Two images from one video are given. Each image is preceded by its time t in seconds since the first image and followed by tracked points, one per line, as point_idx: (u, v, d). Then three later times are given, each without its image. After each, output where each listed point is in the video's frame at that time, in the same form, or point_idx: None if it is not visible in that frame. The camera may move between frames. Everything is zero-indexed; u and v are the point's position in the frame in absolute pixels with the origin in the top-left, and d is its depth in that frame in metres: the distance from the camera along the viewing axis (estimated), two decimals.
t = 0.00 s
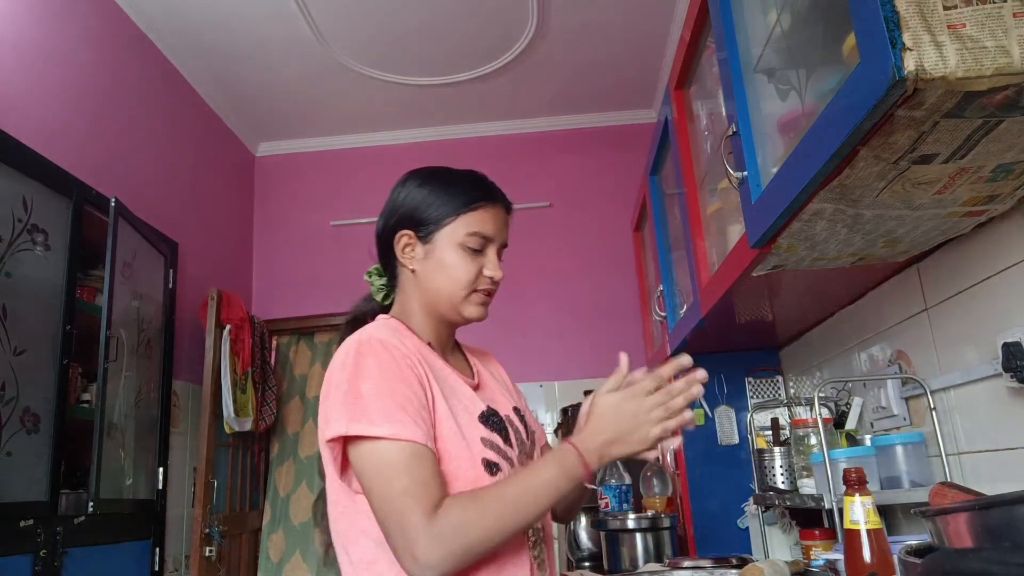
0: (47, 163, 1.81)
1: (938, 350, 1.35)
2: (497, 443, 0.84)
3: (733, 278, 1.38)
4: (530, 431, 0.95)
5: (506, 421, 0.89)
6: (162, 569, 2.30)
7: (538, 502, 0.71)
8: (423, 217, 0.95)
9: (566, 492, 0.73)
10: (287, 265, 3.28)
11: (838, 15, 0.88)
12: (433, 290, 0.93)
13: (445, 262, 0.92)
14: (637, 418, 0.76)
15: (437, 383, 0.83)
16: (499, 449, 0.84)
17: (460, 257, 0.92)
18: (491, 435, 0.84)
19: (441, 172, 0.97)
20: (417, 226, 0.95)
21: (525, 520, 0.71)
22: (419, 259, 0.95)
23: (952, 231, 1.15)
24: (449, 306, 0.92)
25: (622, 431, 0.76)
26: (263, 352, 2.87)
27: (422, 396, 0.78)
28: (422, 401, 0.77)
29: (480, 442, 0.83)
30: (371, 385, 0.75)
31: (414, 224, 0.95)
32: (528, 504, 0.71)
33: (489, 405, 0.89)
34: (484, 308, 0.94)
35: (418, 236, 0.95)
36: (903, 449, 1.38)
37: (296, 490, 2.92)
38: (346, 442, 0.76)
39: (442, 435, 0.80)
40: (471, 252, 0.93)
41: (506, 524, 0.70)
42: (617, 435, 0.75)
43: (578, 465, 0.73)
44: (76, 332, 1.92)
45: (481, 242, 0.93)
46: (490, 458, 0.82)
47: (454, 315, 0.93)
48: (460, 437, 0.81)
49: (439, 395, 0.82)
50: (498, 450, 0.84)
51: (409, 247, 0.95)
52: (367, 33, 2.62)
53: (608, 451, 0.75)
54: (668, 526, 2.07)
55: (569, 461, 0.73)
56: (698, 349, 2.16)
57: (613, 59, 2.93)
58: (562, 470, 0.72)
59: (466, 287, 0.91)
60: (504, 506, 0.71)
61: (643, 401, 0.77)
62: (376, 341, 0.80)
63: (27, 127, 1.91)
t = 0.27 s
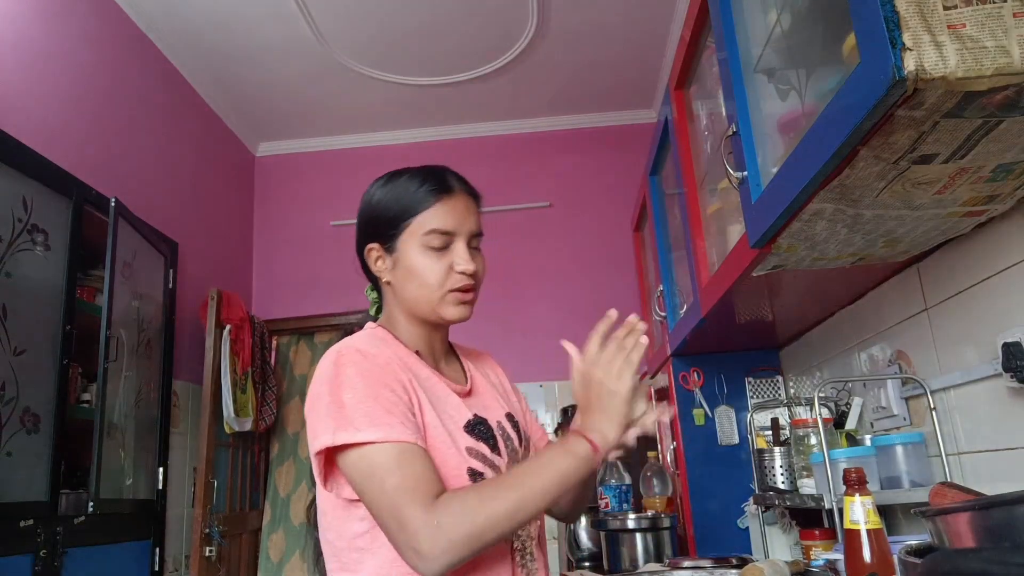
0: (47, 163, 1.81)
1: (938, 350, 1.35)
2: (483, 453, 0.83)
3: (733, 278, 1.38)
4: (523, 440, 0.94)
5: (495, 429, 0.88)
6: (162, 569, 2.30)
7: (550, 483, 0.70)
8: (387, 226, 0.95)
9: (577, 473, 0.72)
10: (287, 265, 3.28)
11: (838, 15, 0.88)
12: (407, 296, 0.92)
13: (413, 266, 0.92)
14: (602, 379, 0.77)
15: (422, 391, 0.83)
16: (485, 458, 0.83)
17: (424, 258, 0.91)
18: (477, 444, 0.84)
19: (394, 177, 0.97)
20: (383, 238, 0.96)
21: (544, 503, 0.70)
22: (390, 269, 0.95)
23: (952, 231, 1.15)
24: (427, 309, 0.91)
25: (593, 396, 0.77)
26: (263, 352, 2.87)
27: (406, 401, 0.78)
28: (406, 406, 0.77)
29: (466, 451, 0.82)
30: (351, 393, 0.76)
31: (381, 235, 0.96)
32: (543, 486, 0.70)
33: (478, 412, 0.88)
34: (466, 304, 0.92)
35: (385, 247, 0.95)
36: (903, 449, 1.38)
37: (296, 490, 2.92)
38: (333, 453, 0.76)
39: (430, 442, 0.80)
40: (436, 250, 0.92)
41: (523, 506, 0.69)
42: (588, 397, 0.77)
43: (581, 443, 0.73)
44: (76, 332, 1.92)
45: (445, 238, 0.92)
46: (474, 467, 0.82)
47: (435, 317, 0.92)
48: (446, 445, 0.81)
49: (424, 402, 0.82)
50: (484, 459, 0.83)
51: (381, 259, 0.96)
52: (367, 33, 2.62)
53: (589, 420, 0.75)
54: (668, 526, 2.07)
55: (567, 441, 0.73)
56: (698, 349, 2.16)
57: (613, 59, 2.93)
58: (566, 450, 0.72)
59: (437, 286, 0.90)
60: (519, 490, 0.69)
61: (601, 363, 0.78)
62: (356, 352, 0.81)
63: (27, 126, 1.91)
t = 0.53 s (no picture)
0: (47, 163, 1.81)
1: (938, 350, 1.35)
2: (464, 449, 0.82)
3: (733, 278, 1.38)
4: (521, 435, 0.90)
5: (484, 428, 0.86)
6: (162, 569, 2.30)
7: (485, 487, 0.69)
8: (356, 242, 0.98)
9: (514, 473, 0.70)
10: (287, 265, 3.28)
11: (838, 15, 0.88)
12: (389, 298, 0.94)
13: (384, 270, 0.93)
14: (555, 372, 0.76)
15: (398, 392, 0.83)
16: (466, 454, 0.81)
17: (392, 259, 0.93)
18: (461, 442, 0.82)
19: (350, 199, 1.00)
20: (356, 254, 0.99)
21: (481, 505, 0.70)
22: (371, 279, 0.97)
23: (952, 231, 1.15)
24: (409, 306, 0.92)
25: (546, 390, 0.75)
26: (263, 352, 2.87)
27: (375, 405, 0.79)
28: (375, 409, 0.78)
29: (441, 448, 0.81)
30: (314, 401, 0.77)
31: (355, 253, 0.98)
32: (478, 489, 0.69)
33: (466, 410, 0.86)
34: (447, 292, 0.92)
35: (361, 261, 0.98)
36: (903, 449, 1.38)
37: (296, 490, 2.92)
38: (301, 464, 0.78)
39: (404, 443, 0.80)
40: (402, 249, 0.93)
41: (454, 512, 0.69)
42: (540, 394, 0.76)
43: (522, 443, 0.71)
44: (76, 332, 1.92)
45: (406, 235, 0.94)
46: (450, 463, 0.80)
47: (420, 313, 0.92)
48: (421, 445, 0.80)
49: (398, 403, 0.82)
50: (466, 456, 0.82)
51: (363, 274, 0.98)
52: (367, 33, 2.62)
53: (536, 417, 0.74)
54: (668, 526, 2.07)
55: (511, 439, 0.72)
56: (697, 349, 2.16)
57: (613, 59, 2.93)
58: (507, 451, 0.71)
59: (410, 282, 0.91)
60: (452, 494, 0.69)
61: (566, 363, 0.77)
62: (326, 361, 0.82)
63: (27, 126, 1.91)
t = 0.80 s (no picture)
0: (47, 163, 1.81)
1: (938, 350, 1.35)
2: (452, 445, 0.82)
3: (733, 277, 1.38)
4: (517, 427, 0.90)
5: (475, 421, 0.85)
6: (162, 569, 2.30)
7: (464, 492, 0.70)
8: (345, 252, 0.99)
9: (492, 475, 0.71)
10: (287, 265, 3.28)
11: (838, 15, 0.88)
12: (379, 301, 0.94)
13: (371, 275, 0.94)
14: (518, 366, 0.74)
15: (383, 393, 0.83)
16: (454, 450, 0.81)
17: (377, 263, 0.94)
18: (450, 440, 0.82)
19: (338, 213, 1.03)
20: (348, 264, 1.00)
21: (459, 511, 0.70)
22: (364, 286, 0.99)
23: (952, 231, 1.15)
24: (398, 307, 0.92)
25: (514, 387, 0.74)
26: (263, 352, 2.87)
27: (362, 409, 0.79)
28: (359, 414, 0.78)
29: (428, 446, 0.81)
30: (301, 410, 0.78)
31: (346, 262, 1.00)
32: (457, 494, 0.70)
33: (457, 406, 0.86)
34: (434, 289, 0.92)
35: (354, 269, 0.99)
36: (903, 449, 1.38)
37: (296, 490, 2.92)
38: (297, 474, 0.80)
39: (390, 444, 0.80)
40: (386, 252, 0.94)
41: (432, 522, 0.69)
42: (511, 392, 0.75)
43: (498, 442, 0.71)
44: (76, 332, 1.92)
45: (390, 238, 0.94)
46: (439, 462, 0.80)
47: (409, 313, 0.92)
48: (407, 444, 0.81)
49: (384, 404, 0.82)
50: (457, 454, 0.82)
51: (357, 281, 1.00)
52: (367, 33, 2.63)
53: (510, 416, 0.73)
54: (668, 526, 2.07)
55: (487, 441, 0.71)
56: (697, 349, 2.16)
57: (613, 59, 2.93)
58: (485, 453, 0.71)
59: (395, 283, 0.91)
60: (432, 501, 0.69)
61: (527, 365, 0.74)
62: (313, 368, 0.83)
63: (27, 126, 1.91)
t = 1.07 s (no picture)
0: (47, 163, 1.81)
1: (938, 350, 1.35)
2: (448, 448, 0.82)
3: (733, 278, 1.38)
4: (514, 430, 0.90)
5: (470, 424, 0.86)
6: (162, 569, 2.30)
7: (457, 465, 0.69)
8: (333, 256, 1.00)
9: (484, 448, 0.70)
10: (287, 265, 3.28)
11: (837, 15, 0.88)
12: (368, 305, 0.94)
13: (359, 279, 0.94)
14: (505, 341, 0.75)
15: (380, 396, 0.84)
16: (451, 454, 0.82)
17: (363, 266, 0.94)
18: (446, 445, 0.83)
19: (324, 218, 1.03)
20: (336, 269, 1.00)
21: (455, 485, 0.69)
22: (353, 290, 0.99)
23: (952, 231, 1.15)
24: (387, 310, 0.92)
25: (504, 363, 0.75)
26: (263, 352, 2.87)
27: (359, 411, 0.79)
28: (357, 416, 0.78)
29: (425, 450, 0.81)
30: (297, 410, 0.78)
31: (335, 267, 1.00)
32: (451, 468, 0.69)
33: (452, 409, 0.86)
34: (422, 291, 0.91)
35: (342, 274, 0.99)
36: (903, 449, 1.38)
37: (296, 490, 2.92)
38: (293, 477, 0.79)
39: (386, 449, 0.81)
40: (372, 255, 0.94)
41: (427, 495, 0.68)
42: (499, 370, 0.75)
43: (488, 416, 0.70)
44: (76, 332, 1.92)
45: (374, 241, 0.94)
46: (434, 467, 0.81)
47: (399, 315, 0.92)
48: (404, 449, 0.81)
49: (380, 408, 0.82)
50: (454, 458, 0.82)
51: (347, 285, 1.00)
52: (367, 33, 2.63)
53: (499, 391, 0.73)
54: (668, 526, 2.07)
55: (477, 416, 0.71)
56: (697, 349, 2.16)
57: (613, 59, 2.93)
58: (476, 427, 0.70)
59: (382, 286, 0.91)
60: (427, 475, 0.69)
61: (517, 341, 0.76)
62: (309, 369, 0.83)
63: (27, 126, 1.91)
